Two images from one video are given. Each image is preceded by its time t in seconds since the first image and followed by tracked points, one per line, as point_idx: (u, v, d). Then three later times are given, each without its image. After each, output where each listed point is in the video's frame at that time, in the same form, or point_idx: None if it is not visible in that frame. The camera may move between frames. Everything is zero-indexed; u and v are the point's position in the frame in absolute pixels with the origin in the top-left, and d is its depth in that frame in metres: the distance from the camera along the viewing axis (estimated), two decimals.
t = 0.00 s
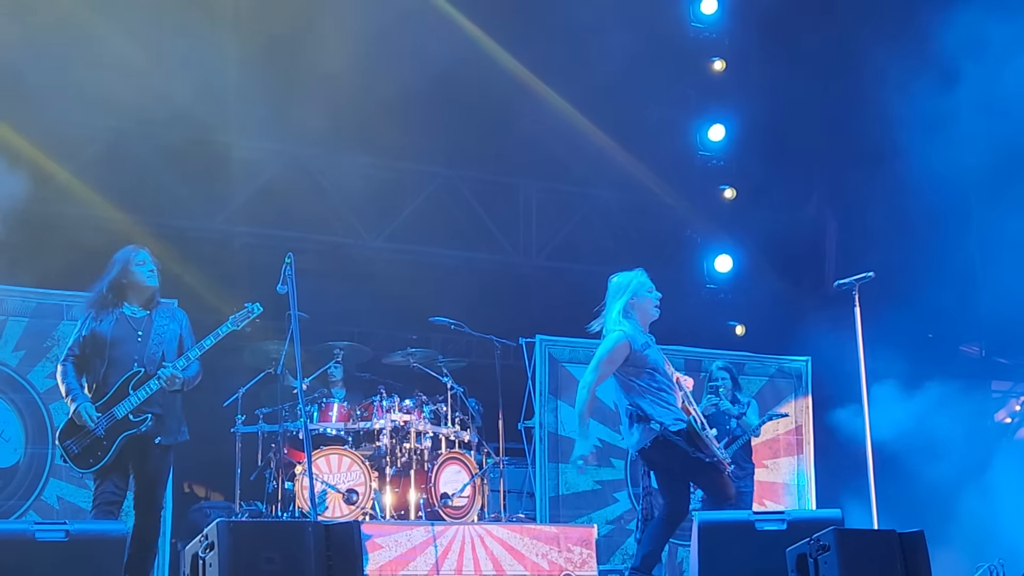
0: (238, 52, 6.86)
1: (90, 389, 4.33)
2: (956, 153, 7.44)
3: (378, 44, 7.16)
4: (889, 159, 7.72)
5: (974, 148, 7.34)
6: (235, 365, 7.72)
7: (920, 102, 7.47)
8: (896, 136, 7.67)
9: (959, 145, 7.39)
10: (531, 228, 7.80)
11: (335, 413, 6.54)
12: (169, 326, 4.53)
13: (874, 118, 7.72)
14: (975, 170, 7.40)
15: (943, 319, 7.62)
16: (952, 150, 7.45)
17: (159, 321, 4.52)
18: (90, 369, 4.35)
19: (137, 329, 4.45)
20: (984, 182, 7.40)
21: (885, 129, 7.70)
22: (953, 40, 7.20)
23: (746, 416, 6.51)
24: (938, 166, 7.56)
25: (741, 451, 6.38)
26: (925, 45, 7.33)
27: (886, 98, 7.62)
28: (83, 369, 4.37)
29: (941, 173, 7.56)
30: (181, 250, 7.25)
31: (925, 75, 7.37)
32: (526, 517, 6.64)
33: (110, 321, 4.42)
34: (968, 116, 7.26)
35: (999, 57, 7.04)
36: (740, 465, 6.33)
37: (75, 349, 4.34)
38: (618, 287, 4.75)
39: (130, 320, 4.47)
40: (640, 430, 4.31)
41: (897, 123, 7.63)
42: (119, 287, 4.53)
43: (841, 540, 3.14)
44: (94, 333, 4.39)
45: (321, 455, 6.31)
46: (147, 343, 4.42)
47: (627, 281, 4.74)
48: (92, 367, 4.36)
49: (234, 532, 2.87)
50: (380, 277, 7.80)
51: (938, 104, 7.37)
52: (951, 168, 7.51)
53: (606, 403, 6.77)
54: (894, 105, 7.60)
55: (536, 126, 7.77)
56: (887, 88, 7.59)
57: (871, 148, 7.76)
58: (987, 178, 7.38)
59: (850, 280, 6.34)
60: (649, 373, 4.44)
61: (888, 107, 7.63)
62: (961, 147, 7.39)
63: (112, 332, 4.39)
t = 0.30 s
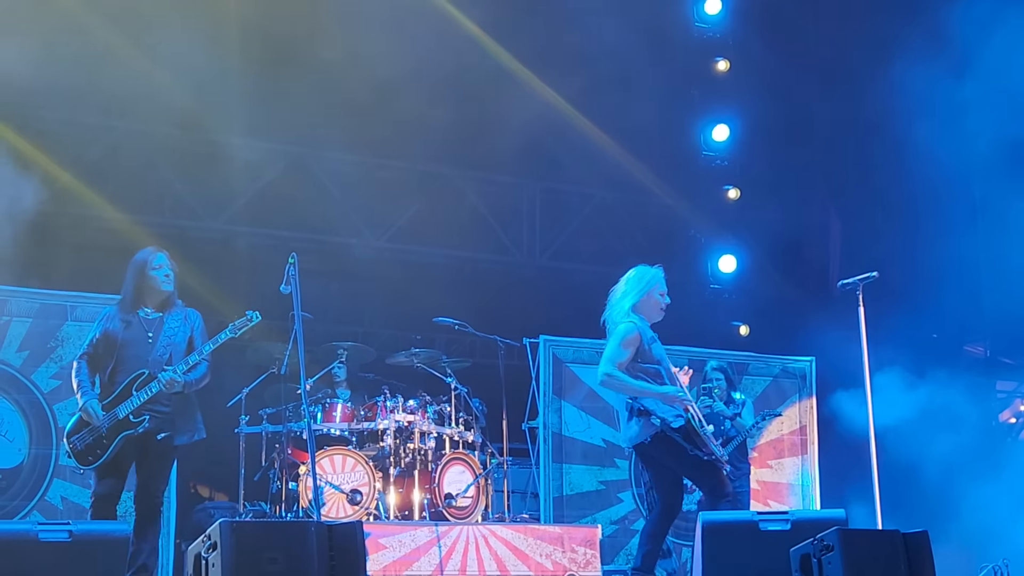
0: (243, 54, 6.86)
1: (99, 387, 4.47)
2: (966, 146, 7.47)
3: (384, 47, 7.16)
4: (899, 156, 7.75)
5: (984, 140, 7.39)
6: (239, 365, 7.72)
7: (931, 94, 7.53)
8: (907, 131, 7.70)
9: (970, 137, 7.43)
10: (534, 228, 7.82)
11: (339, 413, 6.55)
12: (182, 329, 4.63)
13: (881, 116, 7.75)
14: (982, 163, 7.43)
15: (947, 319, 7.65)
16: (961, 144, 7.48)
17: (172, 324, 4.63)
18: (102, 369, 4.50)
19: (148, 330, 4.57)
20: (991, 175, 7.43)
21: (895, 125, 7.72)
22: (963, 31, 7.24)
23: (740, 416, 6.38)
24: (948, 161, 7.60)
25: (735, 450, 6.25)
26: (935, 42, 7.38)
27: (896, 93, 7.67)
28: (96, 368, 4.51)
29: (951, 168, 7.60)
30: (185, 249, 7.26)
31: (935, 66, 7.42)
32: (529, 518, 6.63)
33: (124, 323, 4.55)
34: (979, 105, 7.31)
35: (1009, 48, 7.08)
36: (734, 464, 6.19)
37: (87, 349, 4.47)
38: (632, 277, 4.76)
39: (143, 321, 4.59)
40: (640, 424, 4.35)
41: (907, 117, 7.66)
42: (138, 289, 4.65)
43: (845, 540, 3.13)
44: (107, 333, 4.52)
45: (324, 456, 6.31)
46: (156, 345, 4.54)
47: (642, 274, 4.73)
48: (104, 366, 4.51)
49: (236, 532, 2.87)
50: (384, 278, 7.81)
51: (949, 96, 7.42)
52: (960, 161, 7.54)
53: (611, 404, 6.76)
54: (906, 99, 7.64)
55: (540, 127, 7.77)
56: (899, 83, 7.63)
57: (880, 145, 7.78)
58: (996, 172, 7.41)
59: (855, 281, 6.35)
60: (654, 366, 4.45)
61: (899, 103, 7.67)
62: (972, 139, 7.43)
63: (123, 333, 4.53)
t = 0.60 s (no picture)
0: (244, 52, 6.88)
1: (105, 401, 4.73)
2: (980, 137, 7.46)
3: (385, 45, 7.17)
4: (906, 152, 7.74)
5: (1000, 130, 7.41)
6: (238, 363, 7.72)
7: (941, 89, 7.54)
8: (915, 126, 7.69)
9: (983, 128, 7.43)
10: (534, 226, 7.83)
11: (339, 411, 6.56)
12: (181, 341, 4.83)
13: (883, 113, 7.76)
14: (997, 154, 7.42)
15: (945, 316, 7.60)
16: (972, 136, 7.48)
17: (172, 335, 4.84)
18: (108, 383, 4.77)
19: (148, 343, 4.82)
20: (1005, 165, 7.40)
21: (899, 121, 7.74)
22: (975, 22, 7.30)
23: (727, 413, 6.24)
24: (958, 154, 7.57)
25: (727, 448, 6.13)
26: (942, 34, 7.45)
27: (905, 87, 7.69)
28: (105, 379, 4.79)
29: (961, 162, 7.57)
30: (184, 247, 7.27)
31: (946, 58, 7.46)
32: (529, 515, 6.63)
33: (127, 335, 4.82)
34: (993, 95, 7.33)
35: None
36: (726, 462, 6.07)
37: (94, 362, 4.75)
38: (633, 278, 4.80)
39: (146, 335, 4.84)
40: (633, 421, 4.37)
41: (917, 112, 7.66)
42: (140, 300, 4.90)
43: (845, 538, 3.13)
44: (112, 345, 4.79)
45: (324, 454, 6.32)
46: (156, 357, 4.78)
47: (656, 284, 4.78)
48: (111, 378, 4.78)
49: (235, 530, 2.87)
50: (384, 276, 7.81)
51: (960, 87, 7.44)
52: (971, 154, 7.50)
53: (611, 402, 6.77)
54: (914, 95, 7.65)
55: (540, 125, 7.77)
56: (911, 76, 7.66)
57: (885, 142, 7.79)
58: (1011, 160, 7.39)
59: (853, 278, 6.35)
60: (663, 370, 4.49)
61: (907, 97, 7.68)
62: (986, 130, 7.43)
63: (125, 346, 4.79)
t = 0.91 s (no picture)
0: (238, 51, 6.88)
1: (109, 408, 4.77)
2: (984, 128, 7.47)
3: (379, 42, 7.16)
4: (907, 141, 7.76)
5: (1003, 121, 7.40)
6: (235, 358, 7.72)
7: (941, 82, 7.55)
8: (917, 120, 7.70)
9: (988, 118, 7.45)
10: (531, 221, 7.83)
11: (336, 406, 6.57)
12: (182, 352, 4.92)
13: (880, 110, 7.79)
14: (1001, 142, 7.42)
15: (943, 312, 7.65)
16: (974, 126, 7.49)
17: (171, 345, 4.92)
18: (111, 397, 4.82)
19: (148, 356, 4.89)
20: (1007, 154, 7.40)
21: (897, 114, 7.76)
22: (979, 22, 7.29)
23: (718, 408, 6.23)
24: (962, 143, 7.57)
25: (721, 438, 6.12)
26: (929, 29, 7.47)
27: (905, 80, 7.69)
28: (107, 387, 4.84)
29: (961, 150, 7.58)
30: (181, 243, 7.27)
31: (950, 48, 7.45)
32: (526, 510, 6.64)
33: (128, 348, 4.88)
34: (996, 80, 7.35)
35: None
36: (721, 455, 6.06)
37: (99, 372, 4.80)
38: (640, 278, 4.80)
39: (145, 347, 4.91)
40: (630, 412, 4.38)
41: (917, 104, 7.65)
42: (136, 312, 4.97)
43: (839, 533, 3.12)
44: (113, 356, 4.85)
45: (321, 450, 6.29)
46: (156, 368, 4.84)
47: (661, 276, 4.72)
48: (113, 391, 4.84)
49: (232, 526, 2.86)
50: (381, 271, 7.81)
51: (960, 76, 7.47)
52: (973, 145, 7.51)
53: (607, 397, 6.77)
54: (913, 88, 7.66)
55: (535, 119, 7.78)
56: (907, 68, 7.65)
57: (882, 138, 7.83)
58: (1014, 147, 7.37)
59: (849, 273, 6.34)
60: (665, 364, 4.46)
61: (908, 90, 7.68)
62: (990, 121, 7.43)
63: (126, 358, 4.85)
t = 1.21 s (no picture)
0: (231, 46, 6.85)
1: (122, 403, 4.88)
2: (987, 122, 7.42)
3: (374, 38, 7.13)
4: (903, 129, 7.72)
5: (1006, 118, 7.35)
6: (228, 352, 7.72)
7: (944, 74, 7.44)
8: (915, 109, 7.62)
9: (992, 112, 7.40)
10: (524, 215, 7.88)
11: (329, 400, 6.57)
12: (189, 348, 5.08)
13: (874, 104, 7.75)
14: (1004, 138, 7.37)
15: (934, 304, 7.79)
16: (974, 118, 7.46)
17: (179, 340, 5.07)
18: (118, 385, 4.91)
19: (155, 346, 5.01)
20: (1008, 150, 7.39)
21: (891, 105, 7.68)
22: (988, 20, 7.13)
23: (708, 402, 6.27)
24: (962, 135, 7.54)
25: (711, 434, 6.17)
26: (925, 28, 7.33)
27: (903, 69, 7.56)
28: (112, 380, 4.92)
29: (959, 142, 7.55)
30: (173, 237, 7.25)
31: (957, 43, 7.30)
32: (519, 503, 6.64)
33: (135, 337, 5.00)
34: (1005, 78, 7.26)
35: None
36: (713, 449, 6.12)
37: (106, 364, 4.88)
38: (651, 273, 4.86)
39: (152, 338, 5.03)
40: (630, 401, 4.46)
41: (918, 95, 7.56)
42: (143, 303, 5.09)
43: (831, 527, 3.13)
44: (120, 348, 4.95)
45: (314, 444, 6.32)
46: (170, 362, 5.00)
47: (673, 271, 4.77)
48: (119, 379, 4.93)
49: (223, 518, 2.88)
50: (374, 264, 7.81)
51: (966, 70, 7.35)
52: (974, 139, 7.49)
53: (599, 390, 6.78)
54: (913, 79, 7.55)
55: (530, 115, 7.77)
56: (904, 60, 7.54)
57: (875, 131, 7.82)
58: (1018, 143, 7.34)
59: (842, 266, 6.34)
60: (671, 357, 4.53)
61: (906, 80, 7.57)
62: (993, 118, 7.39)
63: (134, 348, 4.97)
